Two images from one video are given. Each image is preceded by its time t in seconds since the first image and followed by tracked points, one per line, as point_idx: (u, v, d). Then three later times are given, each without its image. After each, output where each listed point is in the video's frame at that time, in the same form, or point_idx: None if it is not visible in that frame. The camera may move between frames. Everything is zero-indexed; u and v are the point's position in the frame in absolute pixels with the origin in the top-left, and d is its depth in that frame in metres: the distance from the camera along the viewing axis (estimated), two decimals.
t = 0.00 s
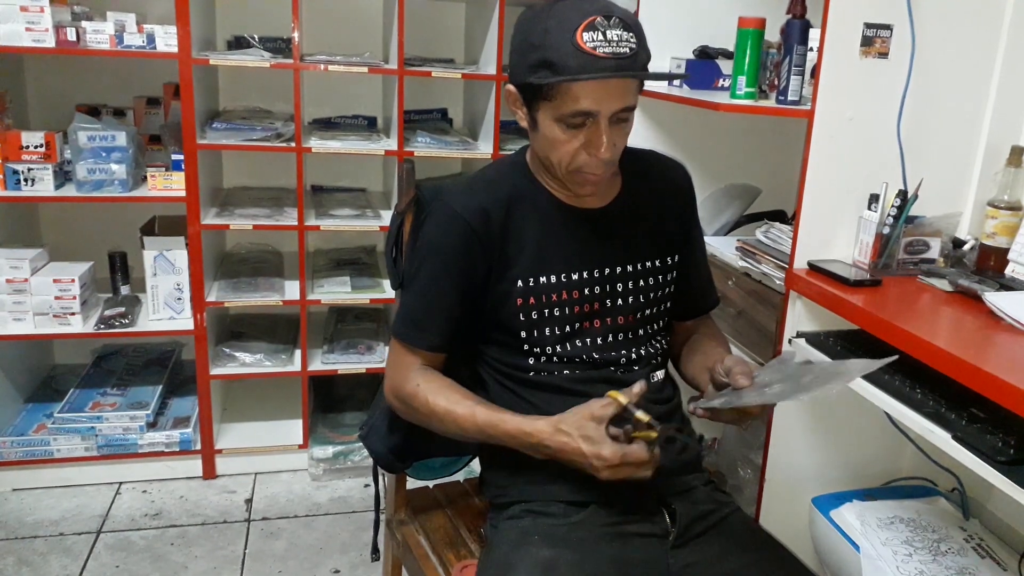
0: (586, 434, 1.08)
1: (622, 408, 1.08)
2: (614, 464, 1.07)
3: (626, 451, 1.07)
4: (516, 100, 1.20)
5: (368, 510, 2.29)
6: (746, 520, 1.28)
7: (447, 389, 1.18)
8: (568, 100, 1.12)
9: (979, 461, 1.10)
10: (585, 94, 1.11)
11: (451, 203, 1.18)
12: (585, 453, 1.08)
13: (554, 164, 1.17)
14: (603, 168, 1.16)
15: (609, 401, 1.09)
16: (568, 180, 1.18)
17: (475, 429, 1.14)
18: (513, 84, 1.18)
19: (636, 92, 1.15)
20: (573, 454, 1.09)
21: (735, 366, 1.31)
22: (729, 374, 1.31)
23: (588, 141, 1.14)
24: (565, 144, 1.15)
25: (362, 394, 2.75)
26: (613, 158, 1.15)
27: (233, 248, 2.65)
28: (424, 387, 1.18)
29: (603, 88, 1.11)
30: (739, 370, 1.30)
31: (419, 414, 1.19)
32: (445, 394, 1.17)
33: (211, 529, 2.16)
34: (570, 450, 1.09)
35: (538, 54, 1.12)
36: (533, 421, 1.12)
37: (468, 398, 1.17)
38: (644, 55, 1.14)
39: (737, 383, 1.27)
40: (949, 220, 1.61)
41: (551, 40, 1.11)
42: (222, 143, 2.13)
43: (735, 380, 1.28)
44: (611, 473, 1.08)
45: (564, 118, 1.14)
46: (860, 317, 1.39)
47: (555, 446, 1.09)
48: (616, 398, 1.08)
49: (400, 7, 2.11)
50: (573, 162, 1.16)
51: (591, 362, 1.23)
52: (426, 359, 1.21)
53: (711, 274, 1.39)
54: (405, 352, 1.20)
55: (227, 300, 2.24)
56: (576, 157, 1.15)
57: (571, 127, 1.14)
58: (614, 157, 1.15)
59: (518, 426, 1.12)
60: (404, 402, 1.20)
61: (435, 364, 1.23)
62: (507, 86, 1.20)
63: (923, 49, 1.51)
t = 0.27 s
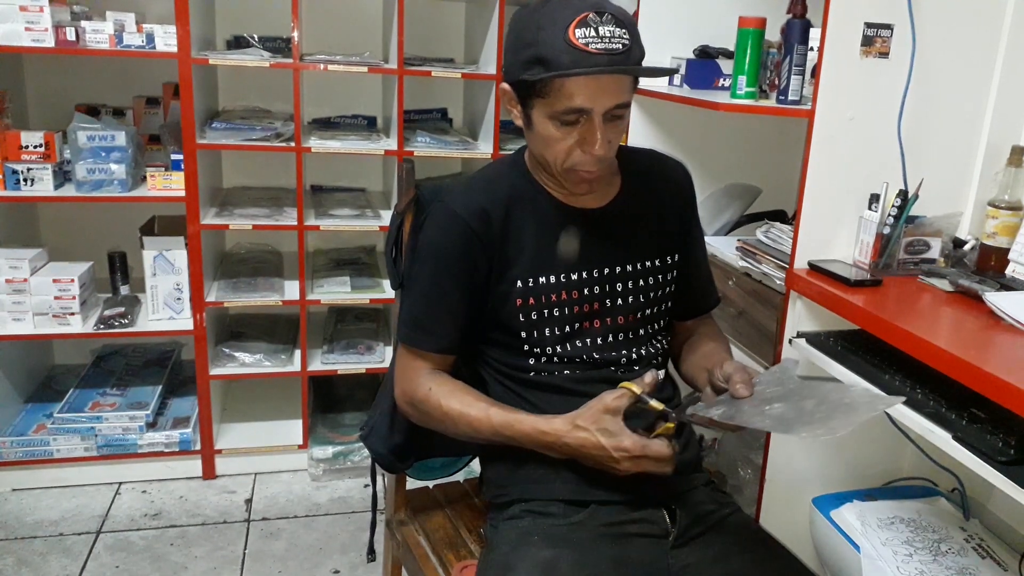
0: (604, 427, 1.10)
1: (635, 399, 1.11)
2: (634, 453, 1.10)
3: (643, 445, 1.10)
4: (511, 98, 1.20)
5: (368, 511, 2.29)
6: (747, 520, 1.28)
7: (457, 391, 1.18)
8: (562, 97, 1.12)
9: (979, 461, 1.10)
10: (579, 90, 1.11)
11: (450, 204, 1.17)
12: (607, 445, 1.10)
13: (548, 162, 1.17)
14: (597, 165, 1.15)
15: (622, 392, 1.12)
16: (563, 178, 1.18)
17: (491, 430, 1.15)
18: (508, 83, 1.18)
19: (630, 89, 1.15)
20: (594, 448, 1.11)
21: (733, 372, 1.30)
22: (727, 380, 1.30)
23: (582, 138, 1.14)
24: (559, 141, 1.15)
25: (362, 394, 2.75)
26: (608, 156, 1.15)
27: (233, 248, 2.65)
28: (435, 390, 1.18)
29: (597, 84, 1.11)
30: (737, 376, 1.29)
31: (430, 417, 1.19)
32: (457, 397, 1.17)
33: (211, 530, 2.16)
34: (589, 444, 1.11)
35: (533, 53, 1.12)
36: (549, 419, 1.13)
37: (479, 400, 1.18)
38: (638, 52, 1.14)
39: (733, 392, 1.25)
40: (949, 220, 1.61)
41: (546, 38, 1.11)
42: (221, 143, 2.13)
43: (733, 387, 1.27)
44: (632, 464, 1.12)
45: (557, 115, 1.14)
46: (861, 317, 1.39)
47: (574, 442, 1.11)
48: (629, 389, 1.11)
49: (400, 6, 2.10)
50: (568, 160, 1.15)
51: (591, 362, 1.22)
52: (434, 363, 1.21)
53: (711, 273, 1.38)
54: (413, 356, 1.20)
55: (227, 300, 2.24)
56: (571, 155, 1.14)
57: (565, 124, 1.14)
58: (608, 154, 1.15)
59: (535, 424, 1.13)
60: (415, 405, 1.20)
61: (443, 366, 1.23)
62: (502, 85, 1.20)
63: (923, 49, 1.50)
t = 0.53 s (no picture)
0: (602, 436, 1.10)
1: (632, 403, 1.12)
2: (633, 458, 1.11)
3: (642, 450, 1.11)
4: (507, 100, 1.20)
5: (368, 511, 2.29)
6: (747, 520, 1.28)
7: (457, 396, 1.18)
8: (557, 98, 1.12)
9: (980, 461, 1.10)
10: (575, 92, 1.11)
11: (448, 206, 1.18)
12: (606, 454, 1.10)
13: (544, 163, 1.17)
14: (593, 167, 1.15)
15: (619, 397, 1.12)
16: (559, 180, 1.18)
17: (490, 437, 1.15)
18: (505, 84, 1.18)
19: (626, 91, 1.15)
20: (593, 457, 1.11)
21: (727, 383, 1.30)
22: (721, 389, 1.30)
23: (578, 140, 1.14)
24: (555, 143, 1.15)
25: (361, 394, 2.75)
26: (604, 157, 1.15)
27: (233, 248, 2.65)
28: (435, 395, 1.18)
29: (593, 86, 1.11)
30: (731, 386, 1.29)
31: (430, 421, 1.19)
32: (457, 402, 1.17)
33: (211, 530, 2.16)
34: (589, 454, 1.11)
35: (528, 54, 1.12)
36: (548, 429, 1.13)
37: (479, 406, 1.18)
38: (634, 54, 1.14)
39: (725, 402, 1.26)
40: (949, 220, 1.61)
41: (542, 39, 1.10)
42: (221, 143, 2.13)
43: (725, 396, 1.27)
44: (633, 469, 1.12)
45: (553, 117, 1.14)
46: (860, 317, 1.39)
47: (574, 452, 1.11)
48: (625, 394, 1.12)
49: (400, 6, 2.10)
50: (564, 162, 1.15)
51: (591, 362, 1.22)
52: (433, 365, 1.21)
53: (711, 274, 1.38)
54: (412, 359, 1.20)
55: (227, 300, 2.24)
56: (566, 156, 1.15)
57: (560, 126, 1.14)
58: (604, 156, 1.15)
59: (534, 433, 1.13)
60: (415, 409, 1.20)
61: (443, 369, 1.23)
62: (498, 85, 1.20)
63: (923, 49, 1.50)
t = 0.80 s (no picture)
0: (603, 439, 1.11)
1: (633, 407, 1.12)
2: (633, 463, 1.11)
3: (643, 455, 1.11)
4: (507, 96, 1.20)
5: (368, 511, 2.29)
6: (747, 520, 1.28)
7: (457, 397, 1.18)
8: (558, 94, 1.12)
9: (979, 461, 1.10)
10: (575, 88, 1.11)
11: (448, 205, 1.18)
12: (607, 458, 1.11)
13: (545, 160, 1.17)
14: (593, 164, 1.15)
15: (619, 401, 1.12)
16: (559, 177, 1.18)
17: (490, 438, 1.15)
18: (505, 82, 1.18)
19: (627, 87, 1.15)
20: (593, 460, 1.12)
21: (724, 385, 1.30)
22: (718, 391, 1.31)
23: (578, 137, 1.14)
24: (555, 140, 1.15)
25: (361, 394, 2.75)
26: (604, 154, 1.15)
27: (233, 248, 2.65)
28: (435, 396, 1.18)
29: (593, 82, 1.11)
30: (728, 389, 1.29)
31: (429, 422, 1.19)
32: (457, 403, 1.17)
33: (211, 530, 2.16)
34: (589, 457, 1.11)
35: (528, 52, 1.12)
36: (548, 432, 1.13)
37: (479, 407, 1.18)
38: (633, 50, 1.14)
39: (722, 405, 1.26)
40: (949, 220, 1.61)
41: (543, 37, 1.11)
42: (221, 143, 2.13)
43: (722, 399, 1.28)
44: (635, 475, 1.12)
45: (554, 113, 1.14)
46: (860, 317, 1.39)
47: (574, 455, 1.12)
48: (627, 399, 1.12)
49: (400, 7, 2.10)
50: (564, 158, 1.15)
51: (591, 362, 1.22)
52: (432, 365, 1.21)
53: (711, 274, 1.38)
54: (412, 359, 1.20)
55: (227, 300, 2.24)
56: (567, 153, 1.15)
57: (561, 122, 1.14)
58: (604, 152, 1.15)
59: (534, 437, 1.13)
60: (415, 409, 1.20)
61: (442, 369, 1.23)
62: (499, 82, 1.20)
63: (923, 49, 1.50)
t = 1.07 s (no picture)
0: (602, 442, 1.11)
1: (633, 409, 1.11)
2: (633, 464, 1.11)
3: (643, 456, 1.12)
4: (507, 96, 1.20)
5: (368, 511, 2.29)
6: (747, 520, 1.28)
7: (456, 398, 1.18)
8: (558, 94, 1.12)
9: (979, 461, 1.10)
10: (576, 88, 1.11)
11: (448, 205, 1.18)
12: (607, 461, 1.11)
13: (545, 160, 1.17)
14: (593, 163, 1.15)
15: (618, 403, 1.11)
16: (559, 177, 1.18)
17: (489, 439, 1.15)
18: (506, 82, 1.18)
19: (627, 87, 1.15)
20: (592, 462, 1.12)
21: (721, 388, 1.30)
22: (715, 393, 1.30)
23: (578, 137, 1.14)
24: (555, 140, 1.15)
25: (361, 394, 2.75)
26: (604, 154, 1.15)
27: (233, 248, 2.65)
28: (434, 396, 1.18)
29: (594, 82, 1.11)
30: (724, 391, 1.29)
31: (429, 422, 1.19)
32: (456, 404, 1.17)
33: (211, 530, 2.16)
34: (589, 460, 1.11)
35: (528, 52, 1.12)
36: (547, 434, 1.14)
37: (478, 408, 1.18)
38: (634, 50, 1.14)
39: (717, 408, 1.25)
40: (949, 220, 1.61)
41: (543, 37, 1.10)
42: (221, 143, 2.13)
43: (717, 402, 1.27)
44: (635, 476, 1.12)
45: (554, 113, 1.14)
46: (860, 316, 1.39)
47: (574, 458, 1.12)
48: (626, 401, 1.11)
49: (400, 6, 2.10)
50: (564, 158, 1.15)
51: (591, 362, 1.22)
52: (432, 365, 1.21)
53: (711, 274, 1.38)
54: (411, 359, 1.20)
55: (226, 300, 2.24)
56: (567, 153, 1.15)
57: (561, 122, 1.14)
58: (605, 152, 1.15)
59: (533, 439, 1.13)
60: (414, 409, 1.20)
61: (442, 369, 1.23)
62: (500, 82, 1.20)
63: (923, 49, 1.50)
